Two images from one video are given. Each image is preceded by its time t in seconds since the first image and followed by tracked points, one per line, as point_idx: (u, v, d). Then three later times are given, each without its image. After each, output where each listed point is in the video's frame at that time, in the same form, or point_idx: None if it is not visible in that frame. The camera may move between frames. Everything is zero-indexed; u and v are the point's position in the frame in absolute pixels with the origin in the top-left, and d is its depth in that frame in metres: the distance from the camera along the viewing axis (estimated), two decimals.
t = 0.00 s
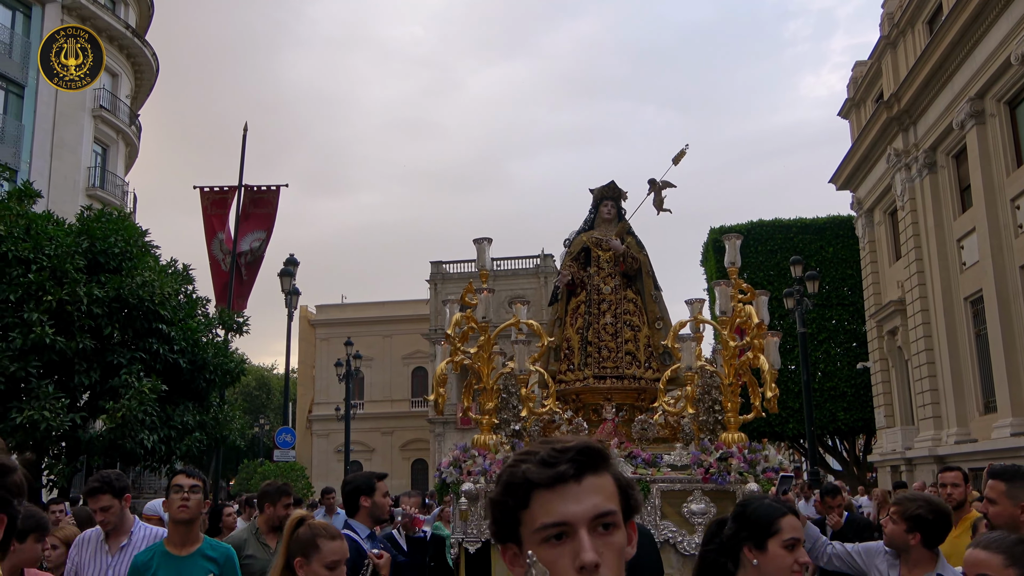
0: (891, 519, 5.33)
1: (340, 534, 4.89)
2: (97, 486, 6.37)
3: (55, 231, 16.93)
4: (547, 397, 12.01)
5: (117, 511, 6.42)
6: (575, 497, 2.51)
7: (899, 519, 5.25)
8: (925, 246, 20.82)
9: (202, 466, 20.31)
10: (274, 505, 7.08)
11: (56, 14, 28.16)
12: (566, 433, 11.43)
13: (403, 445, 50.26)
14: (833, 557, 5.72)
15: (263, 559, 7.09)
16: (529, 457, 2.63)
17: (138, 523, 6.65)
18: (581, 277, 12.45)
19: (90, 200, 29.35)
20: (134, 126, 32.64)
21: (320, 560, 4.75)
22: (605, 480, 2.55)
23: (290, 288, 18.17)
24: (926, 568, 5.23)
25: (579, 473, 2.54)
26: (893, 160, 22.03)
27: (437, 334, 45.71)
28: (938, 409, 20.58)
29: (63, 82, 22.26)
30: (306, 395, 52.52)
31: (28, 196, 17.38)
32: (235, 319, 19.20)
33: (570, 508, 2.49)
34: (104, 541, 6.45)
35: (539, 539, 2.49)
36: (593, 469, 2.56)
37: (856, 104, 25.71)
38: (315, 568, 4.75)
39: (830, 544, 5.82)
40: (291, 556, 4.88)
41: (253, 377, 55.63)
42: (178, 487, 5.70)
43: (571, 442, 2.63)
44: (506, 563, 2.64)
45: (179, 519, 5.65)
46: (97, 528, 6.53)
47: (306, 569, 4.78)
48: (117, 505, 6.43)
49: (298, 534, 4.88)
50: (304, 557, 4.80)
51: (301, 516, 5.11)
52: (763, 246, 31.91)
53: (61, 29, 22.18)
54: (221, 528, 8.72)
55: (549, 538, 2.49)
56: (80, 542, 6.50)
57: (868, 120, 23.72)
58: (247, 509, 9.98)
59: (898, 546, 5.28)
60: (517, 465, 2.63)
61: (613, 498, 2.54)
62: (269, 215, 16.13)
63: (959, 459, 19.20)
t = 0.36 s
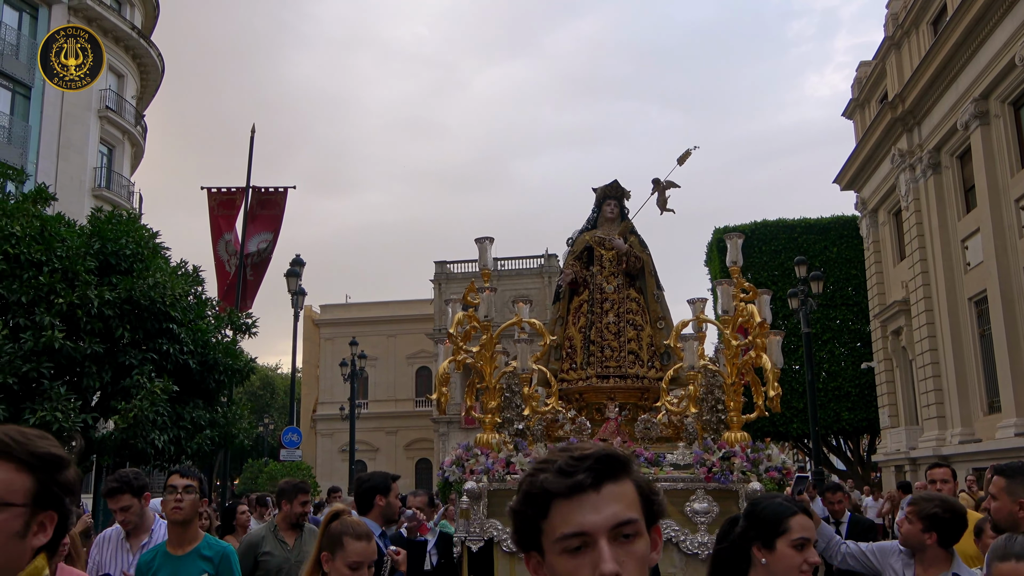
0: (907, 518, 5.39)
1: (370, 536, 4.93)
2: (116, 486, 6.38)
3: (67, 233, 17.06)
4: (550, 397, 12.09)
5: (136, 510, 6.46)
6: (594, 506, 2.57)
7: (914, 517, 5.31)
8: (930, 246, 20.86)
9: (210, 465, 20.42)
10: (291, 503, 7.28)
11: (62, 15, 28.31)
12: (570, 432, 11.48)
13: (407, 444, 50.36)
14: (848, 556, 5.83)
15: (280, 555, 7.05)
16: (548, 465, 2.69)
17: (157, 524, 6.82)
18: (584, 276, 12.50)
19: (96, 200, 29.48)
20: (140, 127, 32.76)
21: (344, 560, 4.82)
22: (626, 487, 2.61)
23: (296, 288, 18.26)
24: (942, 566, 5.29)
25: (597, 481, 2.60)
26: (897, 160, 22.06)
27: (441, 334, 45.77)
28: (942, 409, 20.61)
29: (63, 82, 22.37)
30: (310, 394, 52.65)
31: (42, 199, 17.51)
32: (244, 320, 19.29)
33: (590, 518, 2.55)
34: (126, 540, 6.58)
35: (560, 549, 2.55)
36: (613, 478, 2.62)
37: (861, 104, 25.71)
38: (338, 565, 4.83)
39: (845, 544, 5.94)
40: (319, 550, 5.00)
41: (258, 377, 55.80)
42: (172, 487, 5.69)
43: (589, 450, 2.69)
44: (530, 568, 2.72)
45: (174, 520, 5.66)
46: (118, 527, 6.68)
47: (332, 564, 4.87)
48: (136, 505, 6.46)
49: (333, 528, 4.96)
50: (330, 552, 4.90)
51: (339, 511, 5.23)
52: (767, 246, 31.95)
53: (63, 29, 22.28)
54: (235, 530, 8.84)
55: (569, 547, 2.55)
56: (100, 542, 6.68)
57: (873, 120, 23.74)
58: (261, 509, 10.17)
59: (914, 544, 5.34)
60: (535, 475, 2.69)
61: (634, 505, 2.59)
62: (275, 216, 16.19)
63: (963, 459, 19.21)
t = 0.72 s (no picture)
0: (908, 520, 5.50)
1: (375, 538, 4.97)
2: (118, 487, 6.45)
3: (76, 235, 17.19)
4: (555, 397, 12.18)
5: (139, 511, 6.55)
6: (572, 505, 2.54)
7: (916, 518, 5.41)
8: (931, 248, 20.94)
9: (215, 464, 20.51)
10: (305, 503, 7.36)
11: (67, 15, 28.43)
12: (574, 433, 11.54)
13: (408, 444, 50.44)
14: (851, 556, 5.86)
15: (292, 553, 7.16)
16: (528, 463, 2.68)
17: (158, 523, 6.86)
18: (588, 276, 12.59)
19: (100, 200, 29.58)
20: (143, 126, 32.87)
21: (349, 560, 4.91)
22: (606, 484, 2.57)
23: (301, 288, 18.35)
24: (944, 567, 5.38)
25: (575, 480, 2.56)
26: (898, 162, 22.14)
27: (443, 334, 45.86)
28: (942, 410, 20.69)
29: (65, 81, 22.47)
30: (312, 394, 52.78)
31: (51, 201, 17.63)
32: (250, 320, 19.38)
33: (568, 516, 2.52)
34: (128, 540, 6.63)
35: (539, 548, 2.52)
36: (593, 475, 2.57)
37: (862, 106, 25.79)
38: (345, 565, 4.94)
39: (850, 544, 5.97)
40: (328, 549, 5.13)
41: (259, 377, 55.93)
42: (183, 489, 5.81)
43: (570, 447, 2.66)
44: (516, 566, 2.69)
45: (184, 522, 5.75)
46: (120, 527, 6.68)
47: (340, 563, 4.98)
48: (138, 506, 6.55)
49: (342, 527, 5.04)
50: (337, 552, 5.01)
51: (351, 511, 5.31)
52: (769, 247, 32.03)
53: (65, 28, 22.38)
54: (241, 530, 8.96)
55: (548, 545, 2.51)
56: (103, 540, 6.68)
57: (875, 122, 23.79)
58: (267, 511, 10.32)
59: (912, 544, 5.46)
60: (517, 474, 2.67)
61: (615, 502, 2.55)
62: (280, 217, 16.26)
63: (963, 460, 19.30)
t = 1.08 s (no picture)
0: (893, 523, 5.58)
1: (370, 542, 5.03)
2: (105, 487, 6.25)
3: (81, 239, 17.26)
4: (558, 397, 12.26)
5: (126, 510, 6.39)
6: (534, 510, 2.51)
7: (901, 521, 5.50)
8: (929, 249, 21.04)
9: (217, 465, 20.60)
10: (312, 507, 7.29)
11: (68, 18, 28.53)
12: (576, 432, 11.79)
13: (409, 444, 50.53)
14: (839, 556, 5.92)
15: (300, 553, 7.24)
16: (493, 469, 2.62)
17: (148, 519, 6.76)
18: (592, 277, 12.69)
19: (101, 202, 29.67)
20: (144, 128, 32.95)
21: (344, 563, 4.98)
22: (568, 489, 2.53)
23: (302, 289, 18.45)
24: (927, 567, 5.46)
25: (536, 486, 2.52)
26: (897, 163, 22.24)
27: (443, 334, 45.95)
28: (940, 410, 20.76)
29: (65, 81, 22.53)
30: (313, 395, 52.90)
31: (55, 205, 17.74)
32: (251, 322, 19.51)
33: (531, 522, 2.48)
34: (115, 538, 6.47)
35: (503, 551, 2.49)
36: (554, 481, 2.54)
37: (860, 107, 25.89)
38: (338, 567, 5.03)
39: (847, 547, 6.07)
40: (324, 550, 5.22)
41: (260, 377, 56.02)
42: (193, 490, 5.91)
43: (532, 454, 2.59)
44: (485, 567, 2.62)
45: (194, 522, 5.83)
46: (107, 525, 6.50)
47: (336, 565, 5.06)
48: (126, 504, 6.39)
49: (340, 530, 5.09)
50: (332, 554, 5.12)
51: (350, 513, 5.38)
52: (768, 247, 32.11)
53: (64, 29, 22.46)
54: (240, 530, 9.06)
55: (515, 547, 2.48)
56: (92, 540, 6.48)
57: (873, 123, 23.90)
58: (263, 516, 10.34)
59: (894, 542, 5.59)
60: (483, 479, 2.62)
61: (578, 508, 2.51)
62: (281, 219, 16.37)
63: (961, 459, 19.38)
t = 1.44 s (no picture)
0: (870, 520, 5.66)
1: (353, 542, 5.10)
2: (109, 487, 6.23)
3: (88, 241, 17.35)
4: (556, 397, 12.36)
5: (129, 511, 6.33)
6: (530, 513, 2.56)
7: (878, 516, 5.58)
8: (927, 249, 21.14)
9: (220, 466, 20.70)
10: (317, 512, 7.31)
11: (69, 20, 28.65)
12: (574, 432, 11.87)
13: (409, 444, 50.62)
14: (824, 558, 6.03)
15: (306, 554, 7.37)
16: (491, 472, 2.68)
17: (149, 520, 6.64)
18: (589, 278, 12.78)
19: (103, 203, 29.77)
20: (145, 130, 33.03)
21: (327, 563, 5.06)
22: (563, 492, 2.58)
23: (303, 291, 18.54)
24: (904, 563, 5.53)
25: (532, 489, 2.57)
26: (895, 164, 22.34)
27: (444, 335, 46.03)
28: (939, 409, 20.84)
29: (65, 82, 22.62)
30: (313, 395, 53.00)
31: (63, 209, 17.89)
32: (255, 325, 19.62)
33: (525, 524, 2.54)
34: (118, 538, 6.45)
35: (500, 551, 2.55)
36: (550, 483, 2.59)
37: (860, 108, 25.97)
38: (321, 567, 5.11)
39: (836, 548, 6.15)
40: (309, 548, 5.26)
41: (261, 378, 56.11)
42: (230, 490, 5.69)
43: (528, 458, 2.65)
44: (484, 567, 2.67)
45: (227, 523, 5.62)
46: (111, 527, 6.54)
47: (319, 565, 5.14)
48: (129, 505, 6.35)
49: (323, 530, 5.18)
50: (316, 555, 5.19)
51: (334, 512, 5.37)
52: (767, 248, 32.19)
53: (64, 30, 22.57)
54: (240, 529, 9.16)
55: (511, 547, 2.54)
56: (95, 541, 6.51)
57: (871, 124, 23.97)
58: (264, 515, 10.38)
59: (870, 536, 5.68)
60: (479, 481, 2.68)
61: (572, 510, 2.57)
62: (284, 221, 16.45)
63: (960, 459, 19.47)
